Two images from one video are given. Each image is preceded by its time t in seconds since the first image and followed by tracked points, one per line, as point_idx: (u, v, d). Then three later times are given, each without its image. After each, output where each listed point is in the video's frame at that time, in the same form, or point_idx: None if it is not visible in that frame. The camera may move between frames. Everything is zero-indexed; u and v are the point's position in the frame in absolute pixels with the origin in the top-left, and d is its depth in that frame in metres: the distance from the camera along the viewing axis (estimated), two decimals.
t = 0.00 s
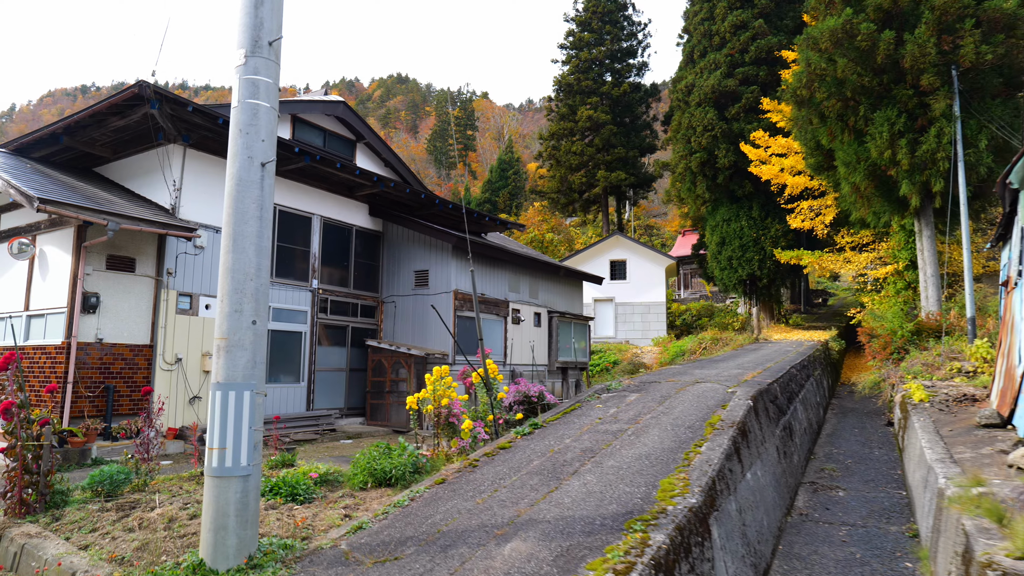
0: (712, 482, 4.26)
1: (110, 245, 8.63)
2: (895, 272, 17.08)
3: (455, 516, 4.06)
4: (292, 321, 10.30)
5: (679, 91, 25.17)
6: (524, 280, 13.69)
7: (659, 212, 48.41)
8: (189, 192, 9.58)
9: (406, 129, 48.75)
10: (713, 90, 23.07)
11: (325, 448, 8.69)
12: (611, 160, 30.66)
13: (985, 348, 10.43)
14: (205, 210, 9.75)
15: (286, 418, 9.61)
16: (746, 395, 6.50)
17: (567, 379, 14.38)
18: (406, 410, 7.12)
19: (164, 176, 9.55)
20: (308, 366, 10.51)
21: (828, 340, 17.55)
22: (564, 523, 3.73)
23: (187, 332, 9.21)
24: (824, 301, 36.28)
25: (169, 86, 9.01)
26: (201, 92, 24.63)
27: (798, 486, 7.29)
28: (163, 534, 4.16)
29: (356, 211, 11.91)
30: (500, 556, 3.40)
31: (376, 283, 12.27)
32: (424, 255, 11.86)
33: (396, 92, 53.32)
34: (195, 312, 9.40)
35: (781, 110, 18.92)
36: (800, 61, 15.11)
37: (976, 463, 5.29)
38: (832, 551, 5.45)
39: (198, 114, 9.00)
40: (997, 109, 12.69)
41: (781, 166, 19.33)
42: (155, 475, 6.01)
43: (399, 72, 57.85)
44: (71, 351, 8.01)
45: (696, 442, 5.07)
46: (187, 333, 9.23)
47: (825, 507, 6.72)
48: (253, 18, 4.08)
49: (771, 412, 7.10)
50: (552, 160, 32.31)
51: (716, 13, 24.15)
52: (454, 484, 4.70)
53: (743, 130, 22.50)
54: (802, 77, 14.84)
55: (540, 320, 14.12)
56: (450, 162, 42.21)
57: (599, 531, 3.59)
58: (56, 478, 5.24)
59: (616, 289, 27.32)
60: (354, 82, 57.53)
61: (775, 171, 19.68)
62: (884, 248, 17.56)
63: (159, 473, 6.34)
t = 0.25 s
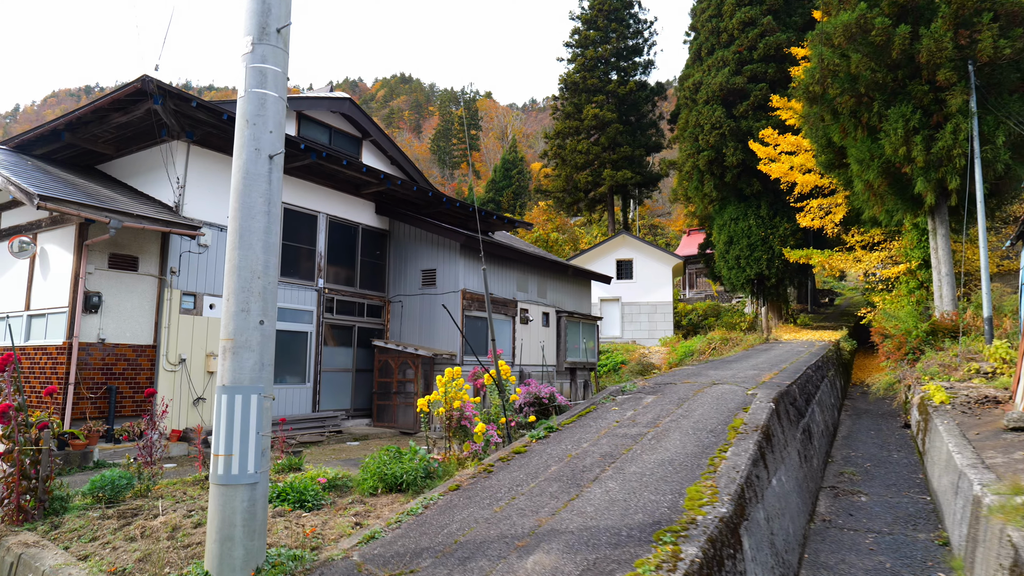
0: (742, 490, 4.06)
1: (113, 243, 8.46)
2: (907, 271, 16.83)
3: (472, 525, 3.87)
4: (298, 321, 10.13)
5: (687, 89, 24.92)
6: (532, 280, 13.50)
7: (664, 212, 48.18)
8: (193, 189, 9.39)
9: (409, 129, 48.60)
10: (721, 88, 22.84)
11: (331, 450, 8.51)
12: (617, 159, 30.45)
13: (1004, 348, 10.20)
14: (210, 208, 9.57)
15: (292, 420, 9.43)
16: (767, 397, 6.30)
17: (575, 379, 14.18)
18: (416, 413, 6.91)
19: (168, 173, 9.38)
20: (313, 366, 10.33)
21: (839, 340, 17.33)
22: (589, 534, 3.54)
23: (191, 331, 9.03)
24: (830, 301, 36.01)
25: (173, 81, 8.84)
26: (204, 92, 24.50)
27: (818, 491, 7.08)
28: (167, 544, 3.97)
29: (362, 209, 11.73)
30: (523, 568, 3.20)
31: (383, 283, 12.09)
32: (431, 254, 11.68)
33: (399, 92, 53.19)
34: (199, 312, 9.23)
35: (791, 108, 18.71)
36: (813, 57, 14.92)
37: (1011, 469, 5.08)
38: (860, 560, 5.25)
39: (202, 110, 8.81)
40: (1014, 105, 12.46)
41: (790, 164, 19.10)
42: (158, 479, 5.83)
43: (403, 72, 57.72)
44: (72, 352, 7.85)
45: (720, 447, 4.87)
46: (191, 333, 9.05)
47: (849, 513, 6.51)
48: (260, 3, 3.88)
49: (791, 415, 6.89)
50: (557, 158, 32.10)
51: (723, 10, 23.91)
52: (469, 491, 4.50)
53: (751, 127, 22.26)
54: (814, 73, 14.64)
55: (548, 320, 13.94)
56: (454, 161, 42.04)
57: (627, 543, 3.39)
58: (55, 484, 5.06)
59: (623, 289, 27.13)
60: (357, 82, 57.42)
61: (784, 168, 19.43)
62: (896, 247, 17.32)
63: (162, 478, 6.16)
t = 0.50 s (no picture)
0: (765, 492, 3.90)
1: (111, 240, 8.31)
2: (915, 269, 16.64)
3: (484, 529, 3.70)
4: (300, 319, 9.97)
5: (690, 87, 24.71)
6: (537, 278, 13.35)
7: (665, 211, 48.01)
8: (193, 186, 9.23)
9: (410, 129, 48.45)
10: (725, 85, 22.66)
11: (334, 451, 8.35)
12: (620, 157, 30.28)
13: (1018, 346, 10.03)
14: (210, 205, 9.41)
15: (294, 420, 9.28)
16: (782, 396, 6.13)
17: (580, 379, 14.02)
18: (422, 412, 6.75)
19: (168, 169, 9.22)
20: (316, 365, 10.17)
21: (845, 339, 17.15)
22: (607, 539, 3.37)
23: (191, 330, 8.87)
24: (833, 300, 35.83)
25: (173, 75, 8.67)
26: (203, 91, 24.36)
27: (833, 492, 6.91)
28: (166, 549, 3.81)
29: (365, 206, 11.56)
30: (540, 575, 3.04)
31: (386, 281, 11.93)
32: (435, 252, 11.52)
33: (400, 92, 53.05)
34: (199, 311, 9.07)
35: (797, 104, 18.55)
36: (820, 52, 14.76)
37: None
38: (881, 563, 5.09)
39: (201, 104, 8.65)
40: None
41: (795, 161, 18.93)
42: (157, 481, 5.67)
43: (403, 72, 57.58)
44: (70, 351, 7.69)
45: (738, 447, 4.71)
46: (191, 331, 8.89)
47: (866, 514, 6.34)
48: None
49: (806, 414, 6.73)
50: (559, 157, 31.93)
51: (727, 7, 23.71)
52: (479, 494, 4.33)
53: (756, 125, 22.07)
54: (821, 68, 14.51)
55: (552, 318, 13.79)
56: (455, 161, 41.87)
57: (649, 548, 3.23)
58: (50, 486, 4.90)
59: (626, 288, 26.96)
60: (357, 83, 57.30)
61: (790, 165, 19.24)
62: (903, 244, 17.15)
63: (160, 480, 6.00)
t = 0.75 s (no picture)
0: (789, 497, 3.73)
1: (109, 237, 8.14)
2: (922, 267, 16.44)
3: (496, 536, 3.53)
4: (301, 318, 9.80)
5: (694, 85, 24.49)
6: (541, 276, 13.19)
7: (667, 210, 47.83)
8: (192, 182, 9.06)
9: (410, 128, 48.28)
10: (728, 82, 22.48)
11: (337, 453, 8.17)
12: (622, 156, 30.10)
13: None
14: (210, 202, 9.24)
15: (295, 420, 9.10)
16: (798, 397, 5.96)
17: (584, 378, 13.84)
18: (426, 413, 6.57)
19: (167, 165, 9.05)
20: (317, 365, 10.00)
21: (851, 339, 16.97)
22: (627, 547, 3.20)
23: (190, 329, 8.69)
24: (836, 299, 35.65)
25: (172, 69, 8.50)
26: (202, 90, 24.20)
27: (847, 494, 6.74)
28: (162, 557, 3.63)
29: (367, 204, 11.39)
30: None
31: (388, 279, 11.76)
32: (438, 249, 11.36)
33: (400, 92, 52.89)
34: (198, 309, 8.90)
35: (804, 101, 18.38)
36: (827, 48, 14.63)
37: None
38: (903, 570, 4.92)
39: (201, 99, 8.48)
40: None
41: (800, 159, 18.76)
42: (154, 484, 5.50)
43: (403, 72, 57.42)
44: (67, 350, 7.52)
45: (757, 450, 4.54)
46: (191, 330, 8.71)
47: (884, 518, 6.17)
48: None
49: (820, 415, 6.56)
50: (561, 156, 31.74)
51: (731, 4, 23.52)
52: (489, 498, 4.16)
53: (760, 122, 21.88)
54: (829, 64, 14.39)
55: (557, 317, 13.63)
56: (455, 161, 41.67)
57: (673, 557, 3.06)
58: (43, 490, 4.74)
59: (629, 287, 26.79)
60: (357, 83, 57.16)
61: (795, 163, 19.03)
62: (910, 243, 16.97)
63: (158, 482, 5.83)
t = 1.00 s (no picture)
0: (822, 506, 3.53)
1: (107, 233, 7.94)
2: (931, 267, 16.25)
3: (514, 547, 3.34)
4: (303, 317, 9.61)
5: (698, 83, 24.28)
6: (546, 275, 13.01)
7: (668, 210, 47.65)
8: (192, 178, 8.86)
9: (411, 128, 48.13)
10: (733, 81, 22.28)
11: (340, 455, 7.98)
12: (625, 155, 29.91)
13: None
14: (210, 198, 9.04)
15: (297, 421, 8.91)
16: (817, 399, 5.77)
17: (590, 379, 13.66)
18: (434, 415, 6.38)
19: (166, 160, 8.85)
20: (320, 365, 9.81)
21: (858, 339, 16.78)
22: (654, 560, 3.01)
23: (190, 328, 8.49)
24: (839, 299, 35.48)
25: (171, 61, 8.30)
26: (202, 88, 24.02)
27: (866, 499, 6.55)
28: (160, 568, 3.43)
29: (371, 201, 11.19)
30: None
31: (392, 278, 11.57)
32: (443, 248, 11.18)
33: (400, 92, 52.73)
34: (198, 307, 8.71)
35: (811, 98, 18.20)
36: (837, 44, 14.51)
37: None
38: None
39: (202, 92, 8.28)
40: None
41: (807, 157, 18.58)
42: (152, 488, 5.31)
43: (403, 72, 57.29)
44: (63, 349, 7.33)
45: (783, 455, 4.34)
46: (190, 329, 8.51)
47: (906, 524, 5.97)
48: None
49: (839, 417, 6.36)
50: (564, 155, 31.55)
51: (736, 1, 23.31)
52: (503, 506, 3.97)
53: (765, 121, 21.69)
54: (838, 60, 14.29)
55: (562, 317, 13.45)
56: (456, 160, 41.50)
57: (705, 571, 2.87)
58: (36, 495, 4.55)
59: (633, 287, 26.61)
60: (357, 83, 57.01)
61: (801, 162, 18.81)
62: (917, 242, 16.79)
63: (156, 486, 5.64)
